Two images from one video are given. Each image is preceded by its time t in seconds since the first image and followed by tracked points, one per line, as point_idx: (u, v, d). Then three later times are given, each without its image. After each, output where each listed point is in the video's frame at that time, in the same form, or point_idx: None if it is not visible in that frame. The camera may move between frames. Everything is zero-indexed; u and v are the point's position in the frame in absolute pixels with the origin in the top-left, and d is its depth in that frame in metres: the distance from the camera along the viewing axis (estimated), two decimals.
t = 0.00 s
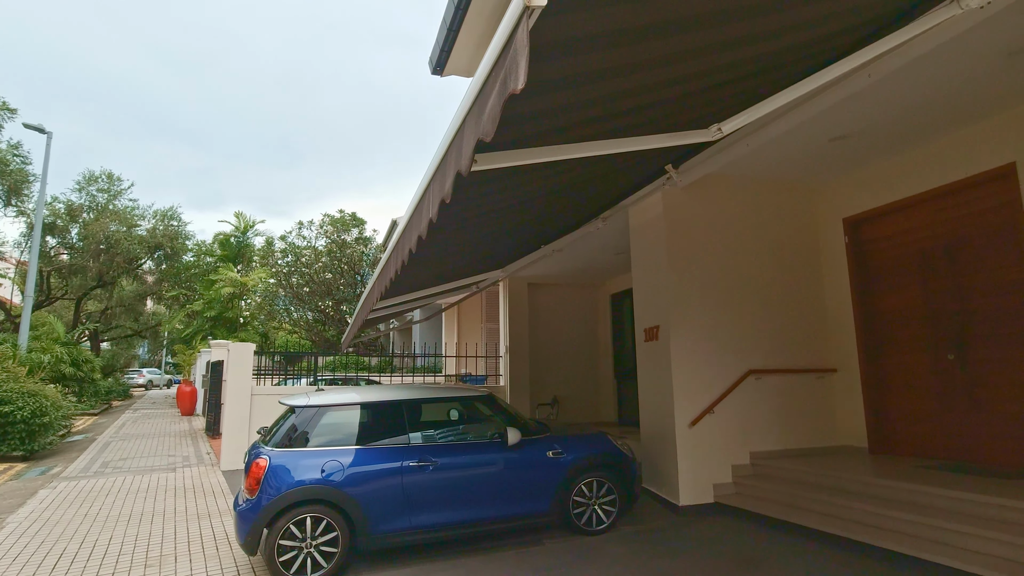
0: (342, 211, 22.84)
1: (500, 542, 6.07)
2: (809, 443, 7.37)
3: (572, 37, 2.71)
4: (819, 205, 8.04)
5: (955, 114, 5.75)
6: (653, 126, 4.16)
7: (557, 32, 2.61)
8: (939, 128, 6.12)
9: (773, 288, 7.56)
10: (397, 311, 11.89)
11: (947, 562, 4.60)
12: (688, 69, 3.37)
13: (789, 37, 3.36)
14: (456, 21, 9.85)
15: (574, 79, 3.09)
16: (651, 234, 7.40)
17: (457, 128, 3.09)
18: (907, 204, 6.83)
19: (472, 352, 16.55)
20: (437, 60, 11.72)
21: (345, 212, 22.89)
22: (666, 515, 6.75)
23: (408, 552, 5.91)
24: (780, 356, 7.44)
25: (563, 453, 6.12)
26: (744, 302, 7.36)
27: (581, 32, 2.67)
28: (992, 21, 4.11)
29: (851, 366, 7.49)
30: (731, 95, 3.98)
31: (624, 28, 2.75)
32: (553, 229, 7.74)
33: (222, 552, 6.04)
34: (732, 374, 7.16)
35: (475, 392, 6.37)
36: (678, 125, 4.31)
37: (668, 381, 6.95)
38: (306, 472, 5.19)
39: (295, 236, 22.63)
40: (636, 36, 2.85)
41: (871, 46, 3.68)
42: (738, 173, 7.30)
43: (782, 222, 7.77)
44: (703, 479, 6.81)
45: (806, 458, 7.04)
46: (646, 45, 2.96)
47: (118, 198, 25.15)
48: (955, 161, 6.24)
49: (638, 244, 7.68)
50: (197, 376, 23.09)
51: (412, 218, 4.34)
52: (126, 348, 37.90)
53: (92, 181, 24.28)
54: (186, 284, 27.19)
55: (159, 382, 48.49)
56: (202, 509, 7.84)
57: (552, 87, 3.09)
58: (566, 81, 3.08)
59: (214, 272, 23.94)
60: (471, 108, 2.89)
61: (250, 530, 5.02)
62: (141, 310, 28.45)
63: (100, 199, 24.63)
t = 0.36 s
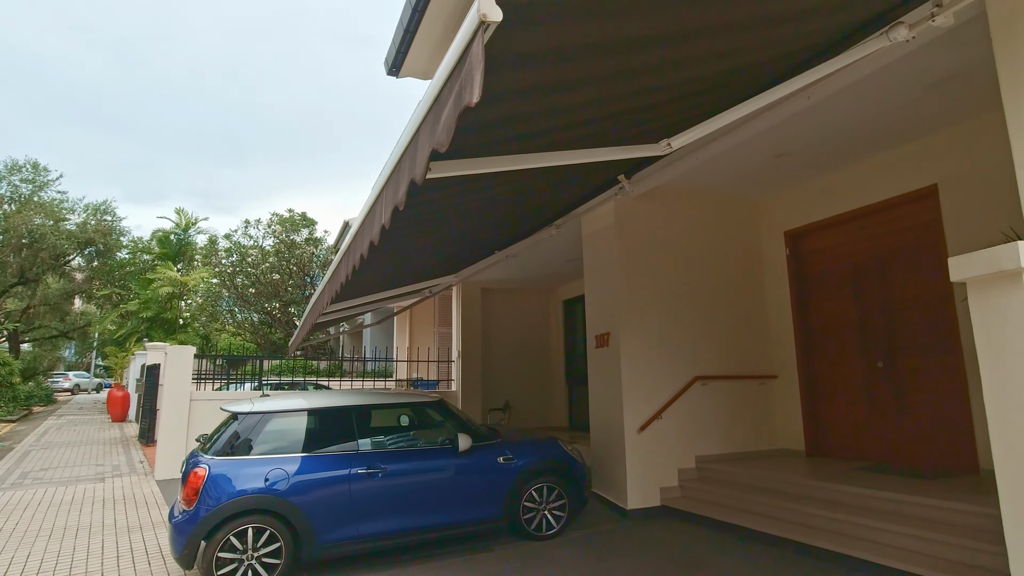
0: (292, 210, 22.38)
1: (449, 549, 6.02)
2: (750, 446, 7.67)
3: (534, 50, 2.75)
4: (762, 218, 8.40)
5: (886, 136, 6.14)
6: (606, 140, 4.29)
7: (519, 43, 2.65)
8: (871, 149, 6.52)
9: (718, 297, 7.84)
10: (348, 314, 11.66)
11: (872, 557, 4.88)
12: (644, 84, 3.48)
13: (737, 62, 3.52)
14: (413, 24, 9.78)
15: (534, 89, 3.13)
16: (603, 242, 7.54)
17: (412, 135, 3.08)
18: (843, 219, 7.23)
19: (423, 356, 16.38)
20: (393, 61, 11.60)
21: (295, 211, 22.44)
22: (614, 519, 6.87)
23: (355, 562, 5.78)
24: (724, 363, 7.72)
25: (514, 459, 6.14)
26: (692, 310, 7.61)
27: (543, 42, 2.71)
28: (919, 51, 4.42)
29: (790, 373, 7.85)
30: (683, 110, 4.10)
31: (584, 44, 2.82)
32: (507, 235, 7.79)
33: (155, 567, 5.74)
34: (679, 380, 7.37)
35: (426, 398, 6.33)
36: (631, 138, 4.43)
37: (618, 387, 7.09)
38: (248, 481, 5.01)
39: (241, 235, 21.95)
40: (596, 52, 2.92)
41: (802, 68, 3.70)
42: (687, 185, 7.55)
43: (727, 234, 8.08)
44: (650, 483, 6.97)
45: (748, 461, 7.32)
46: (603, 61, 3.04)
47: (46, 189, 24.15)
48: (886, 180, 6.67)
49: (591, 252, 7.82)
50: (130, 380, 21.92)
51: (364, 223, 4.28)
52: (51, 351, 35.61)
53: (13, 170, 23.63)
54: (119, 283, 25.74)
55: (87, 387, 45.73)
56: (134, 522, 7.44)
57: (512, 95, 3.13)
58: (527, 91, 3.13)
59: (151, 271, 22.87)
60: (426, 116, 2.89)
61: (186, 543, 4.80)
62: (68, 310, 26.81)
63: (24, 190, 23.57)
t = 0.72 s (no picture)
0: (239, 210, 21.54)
1: (398, 561, 5.94)
2: (696, 453, 7.92)
3: (497, 69, 2.79)
4: (710, 233, 8.72)
5: (825, 159, 6.51)
6: (563, 157, 4.35)
7: (482, 62, 2.68)
8: (811, 170, 6.88)
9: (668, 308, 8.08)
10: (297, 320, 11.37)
11: (809, 559, 5.12)
12: (603, 106, 3.51)
13: (695, 91, 3.62)
14: (372, 23, 9.83)
15: (495, 106, 3.17)
16: (558, 252, 7.65)
17: (372, 147, 3.08)
18: (784, 235, 7.59)
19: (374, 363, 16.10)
20: (348, 63, 11.43)
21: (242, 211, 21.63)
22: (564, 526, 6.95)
23: None
24: (672, 373, 7.95)
25: (466, 468, 6.13)
26: (642, 321, 7.82)
27: (506, 63, 2.75)
28: (854, 82, 4.72)
29: (734, 382, 8.17)
30: (641, 133, 4.17)
31: (546, 67, 2.87)
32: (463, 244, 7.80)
33: None
34: (630, 389, 7.54)
35: (378, 406, 6.24)
36: (587, 156, 4.46)
37: (571, 397, 7.19)
38: (189, 494, 4.81)
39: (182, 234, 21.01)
40: (557, 75, 2.98)
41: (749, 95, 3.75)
42: (640, 199, 7.76)
43: (677, 247, 8.35)
44: (600, 490, 7.09)
45: (693, 467, 7.55)
46: (563, 83, 3.09)
47: None
48: (825, 200, 7.05)
49: (546, 262, 7.91)
50: (54, 386, 20.55)
51: (318, 230, 4.22)
52: None
53: None
54: (43, 283, 24.07)
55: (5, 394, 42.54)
56: (58, 539, 6.98)
57: (473, 110, 3.16)
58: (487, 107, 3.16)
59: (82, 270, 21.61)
60: (387, 130, 2.90)
61: (119, 561, 4.54)
62: None
63: None
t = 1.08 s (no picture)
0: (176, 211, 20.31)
1: None
2: (641, 466, 8.09)
3: (455, 87, 2.83)
4: (656, 251, 9.00)
5: (763, 183, 6.87)
6: (518, 174, 4.42)
7: (441, 79, 2.71)
8: (751, 194, 7.25)
9: (616, 324, 8.27)
10: (238, 330, 10.92)
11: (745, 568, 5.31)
12: (558, 127, 3.59)
13: (645, 117, 3.77)
14: (327, 27, 10.01)
15: (452, 122, 3.20)
16: (509, 267, 7.72)
17: (328, 160, 3.06)
18: (726, 255, 7.94)
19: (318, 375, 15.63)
20: (298, 67, 11.29)
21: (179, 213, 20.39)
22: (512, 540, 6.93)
23: None
24: (619, 387, 8.12)
25: (413, 482, 6.05)
26: (591, 335, 7.96)
27: (464, 82, 2.79)
28: (790, 115, 5.03)
29: (678, 395, 8.43)
30: (593, 155, 4.30)
31: (503, 87, 2.93)
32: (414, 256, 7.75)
33: None
34: (578, 402, 7.65)
35: (323, 420, 6.09)
36: (541, 175, 4.54)
37: (520, 410, 7.22)
38: (114, 515, 4.52)
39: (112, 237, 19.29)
40: (513, 95, 3.04)
41: (697, 122, 3.93)
42: (590, 216, 7.94)
43: (626, 264, 8.57)
44: (548, 504, 7.12)
45: (639, 479, 7.71)
46: (520, 104, 3.16)
47: None
48: (763, 223, 7.43)
49: (497, 276, 7.95)
50: None
51: (266, 241, 4.11)
52: None
53: None
54: None
55: None
56: None
57: (430, 125, 3.18)
58: (444, 122, 3.18)
59: None
60: (344, 144, 2.89)
61: None
62: None
63: None
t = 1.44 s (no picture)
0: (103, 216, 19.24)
1: None
2: (585, 484, 8.17)
3: (410, 106, 2.84)
4: (602, 272, 9.22)
5: (704, 210, 7.19)
6: (469, 195, 4.46)
7: (396, 97, 2.73)
8: (692, 220, 7.57)
9: (562, 342, 8.38)
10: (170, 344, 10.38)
11: None
12: (510, 149, 3.66)
13: (595, 144, 3.90)
14: (277, 35, 9.83)
15: (407, 139, 3.21)
16: (458, 284, 7.71)
17: (278, 175, 3.02)
18: (668, 277, 8.22)
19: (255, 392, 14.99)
20: (245, 73, 11.00)
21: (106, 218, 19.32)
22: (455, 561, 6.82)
23: None
24: (565, 405, 8.21)
25: (355, 503, 5.87)
26: (537, 354, 8.04)
27: (418, 101, 2.81)
28: (728, 147, 5.31)
29: (623, 414, 8.60)
30: (543, 178, 4.40)
31: (458, 109, 2.97)
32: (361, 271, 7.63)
33: None
34: (524, 421, 7.68)
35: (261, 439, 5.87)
36: (492, 196, 4.60)
37: (466, 429, 7.18)
38: (21, 544, 4.15)
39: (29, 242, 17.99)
40: (467, 117, 3.08)
41: (644, 150, 4.10)
42: (539, 236, 8.06)
43: (573, 284, 8.73)
44: (492, 523, 7.07)
45: (583, 497, 7.78)
46: (474, 126, 3.20)
47: None
48: (704, 248, 7.75)
49: (446, 293, 7.93)
50: None
51: (207, 255, 3.98)
52: None
53: None
54: None
55: None
56: None
57: (382, 142, 3.17)
58: (396, 139, 3.18)
59: None
60: (297, 161, 2.87)
61: None
62: None
63: None
